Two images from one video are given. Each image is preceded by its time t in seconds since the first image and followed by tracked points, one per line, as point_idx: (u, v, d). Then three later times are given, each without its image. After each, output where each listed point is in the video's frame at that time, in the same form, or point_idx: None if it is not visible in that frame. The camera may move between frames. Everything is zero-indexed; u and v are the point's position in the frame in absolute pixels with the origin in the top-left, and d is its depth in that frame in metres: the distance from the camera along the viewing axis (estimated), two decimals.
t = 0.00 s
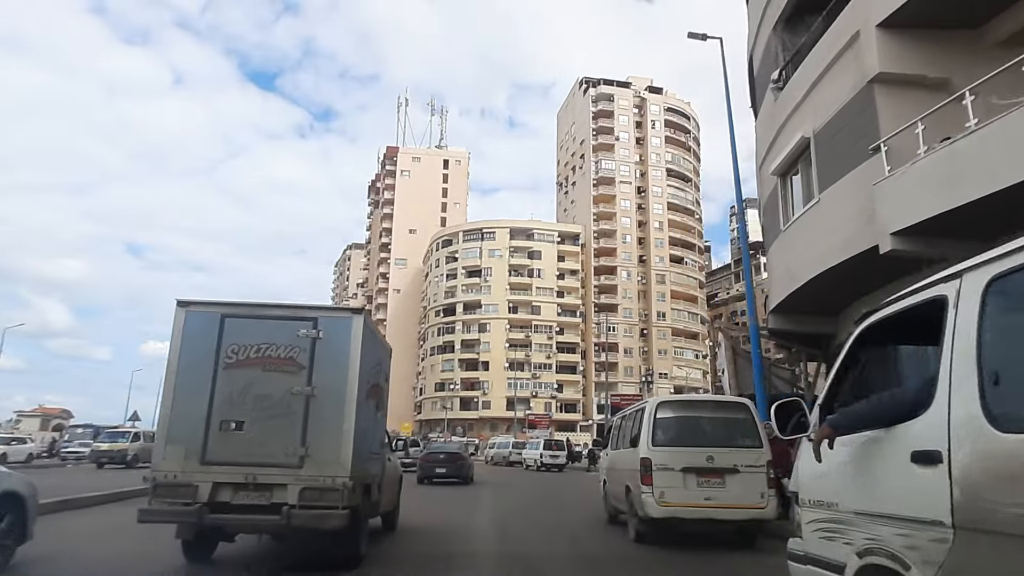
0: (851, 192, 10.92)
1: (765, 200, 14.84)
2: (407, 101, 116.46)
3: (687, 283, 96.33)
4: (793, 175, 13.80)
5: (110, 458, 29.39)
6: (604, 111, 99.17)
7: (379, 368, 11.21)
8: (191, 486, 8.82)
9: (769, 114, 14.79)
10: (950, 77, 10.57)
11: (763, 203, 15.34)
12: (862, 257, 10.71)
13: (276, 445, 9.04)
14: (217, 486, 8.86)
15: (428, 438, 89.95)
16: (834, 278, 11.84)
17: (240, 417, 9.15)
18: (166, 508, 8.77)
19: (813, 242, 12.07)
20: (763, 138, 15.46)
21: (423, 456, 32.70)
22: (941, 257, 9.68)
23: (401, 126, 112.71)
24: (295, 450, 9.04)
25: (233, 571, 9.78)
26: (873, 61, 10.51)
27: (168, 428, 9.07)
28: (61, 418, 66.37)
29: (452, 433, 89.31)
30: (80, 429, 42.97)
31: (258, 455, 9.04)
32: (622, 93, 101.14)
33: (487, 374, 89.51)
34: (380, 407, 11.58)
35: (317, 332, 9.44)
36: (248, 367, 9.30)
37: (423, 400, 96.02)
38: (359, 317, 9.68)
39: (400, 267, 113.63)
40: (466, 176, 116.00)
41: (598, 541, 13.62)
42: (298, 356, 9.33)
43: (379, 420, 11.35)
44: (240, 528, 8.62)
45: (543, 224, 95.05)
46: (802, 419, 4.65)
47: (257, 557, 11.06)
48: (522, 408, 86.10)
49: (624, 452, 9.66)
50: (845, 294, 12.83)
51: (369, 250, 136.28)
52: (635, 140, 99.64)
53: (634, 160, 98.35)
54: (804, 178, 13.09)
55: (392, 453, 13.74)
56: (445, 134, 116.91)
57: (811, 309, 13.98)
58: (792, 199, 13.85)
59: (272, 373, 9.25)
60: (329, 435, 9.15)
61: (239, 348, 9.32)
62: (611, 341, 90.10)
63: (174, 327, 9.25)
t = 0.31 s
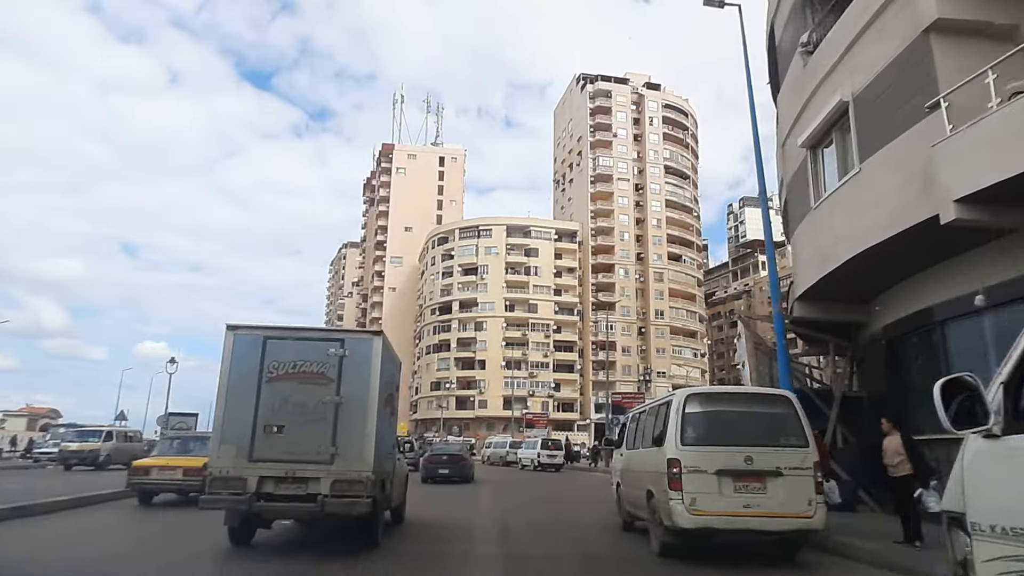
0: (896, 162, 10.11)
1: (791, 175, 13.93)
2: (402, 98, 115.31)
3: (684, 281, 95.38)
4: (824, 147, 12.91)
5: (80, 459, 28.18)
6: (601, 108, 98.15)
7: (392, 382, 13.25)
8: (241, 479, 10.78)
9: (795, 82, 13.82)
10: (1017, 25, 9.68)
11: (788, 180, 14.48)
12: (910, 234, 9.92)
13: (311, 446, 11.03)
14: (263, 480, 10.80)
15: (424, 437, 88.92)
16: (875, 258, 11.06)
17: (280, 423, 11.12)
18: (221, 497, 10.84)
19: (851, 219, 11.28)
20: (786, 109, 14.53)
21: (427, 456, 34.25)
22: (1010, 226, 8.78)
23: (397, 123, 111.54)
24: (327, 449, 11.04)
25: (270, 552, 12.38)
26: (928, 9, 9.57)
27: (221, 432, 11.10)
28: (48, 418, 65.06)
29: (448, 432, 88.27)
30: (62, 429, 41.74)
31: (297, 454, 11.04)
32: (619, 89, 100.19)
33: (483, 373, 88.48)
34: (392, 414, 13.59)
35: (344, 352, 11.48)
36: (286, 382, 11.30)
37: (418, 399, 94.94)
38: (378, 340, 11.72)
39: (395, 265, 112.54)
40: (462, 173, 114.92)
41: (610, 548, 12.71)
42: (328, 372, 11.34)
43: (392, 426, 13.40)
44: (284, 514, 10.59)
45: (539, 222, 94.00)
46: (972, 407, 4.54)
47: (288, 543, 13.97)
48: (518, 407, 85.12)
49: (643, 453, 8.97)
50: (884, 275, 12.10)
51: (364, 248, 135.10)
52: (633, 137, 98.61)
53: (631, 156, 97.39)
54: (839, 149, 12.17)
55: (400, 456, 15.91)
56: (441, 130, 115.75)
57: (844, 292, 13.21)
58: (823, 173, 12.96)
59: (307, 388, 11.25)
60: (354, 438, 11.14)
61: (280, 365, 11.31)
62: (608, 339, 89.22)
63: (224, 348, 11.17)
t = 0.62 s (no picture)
0: (959, 118, 9.09)
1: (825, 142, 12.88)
2: (397, 93, 114.27)
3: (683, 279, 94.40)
4: (863, 112, 11.90)
5: (43, 458, 27.02)
6: (598, 104, 97.04)
7: (398, 395, 14.71)
8: (272, 477, 12.21)
9: (828, 42, 12.80)
10: None
11: (819, 151, 13.47)
12: (976, 199, 8.91)
13: (331, 449, 12.43)
14: (289, 478, 12.19)
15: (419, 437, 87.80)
16: (930, 230, 10.06)
17: (303, 429, 12.54)
18: (253, 495, 12.30)
19: (903, 187, 10.27)
20: (816, 74, 13.53)
21: (428, 455, 33.76)
22: None
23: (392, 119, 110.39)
24: (345, 450, 12.47)
25: (291, 542, 14.44)
26: None
27: (251, 437, 12.53)
28: (35, 418, 63.61)
29: (443, 431, 87.08)
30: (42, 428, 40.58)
31: (319, 455, 12.46)
32: (617, 85, 99.13)
33: (479, 372, 87.42)
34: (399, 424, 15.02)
35: (358, 367, 12.98)
36: (308, 394, 12.76)
37: (414, 398, 93.81)
38: (389, 355, 13.23)
39: (390, 263, 111.29)
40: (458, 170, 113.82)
41: (621, 554, 11.76)
42: (345, 384, 12.83)
43: (400, 434, 14.83)
44: (308, 509, 12.03)
45: (536, 218, 92.89)
46: None
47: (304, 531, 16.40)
48: (515, 406, 84.13)
49: (670, 453, 8.06)
50: (934, 252, 11.10)
51: (359, 246, 133.83)
52: (631, 133, 97.55)
53: (629, 153, 96.44)
54: (883, 111, 11.15)
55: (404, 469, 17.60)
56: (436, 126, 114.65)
57: (885, 272, 12.20)
58: (864, 140, 11.94)
59: (325, 399, 12.68)
60: (369, 443, 12.61)
61: (302, 379, 12.76)
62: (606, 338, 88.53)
63: (254, 362, 12.66)
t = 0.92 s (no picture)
0: None
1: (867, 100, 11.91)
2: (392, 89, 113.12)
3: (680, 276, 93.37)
4: (914, 64, 10.89)
5: None
6: (595, 99, 95.92)
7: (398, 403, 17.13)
8: (289, 474, 14.52)
9: None
10: None
11: (859, 113, 12.53)
12: None
13: (339, 449, 14.78)
14: (305, 475, 14.49)
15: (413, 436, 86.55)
16: (999, 191, 9.07)
17: (316, 431, 14.88)
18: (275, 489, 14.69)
19: (966, 146, 9.34)
20: (857, 28, 12.54)
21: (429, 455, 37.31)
22: None
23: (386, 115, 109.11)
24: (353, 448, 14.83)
25: (304, 531, 16.94)
26: None
27: (272, 439, 14.96)
28: (20, 416, 62.13)
29: (437, 430, 86.03)
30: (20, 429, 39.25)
31: (331, 454, 14.83)
32: (613, 80, 98.03)
33: (474, 370, 86.23)
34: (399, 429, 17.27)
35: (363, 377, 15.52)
36: (321, 401, 15.19)
37: (408, 397, 92.55)
38: (389, 366, 15.65)
39: (384, 260, 110.05)
40: (453, 167, 112.64)
41: (632, 560, 10.85)
42: (352, 392, 15.25)
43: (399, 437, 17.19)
44: (320, 500, 14.37)
45: (532, 215, 91.73)
46: None
47: (318, 521, 19.19)
48: (510, 404, 82.95)
49: (708, 453, 7.09)
50: (994, 221, 10.16)
51: (353, 244, 132.53)
52: (628, 129, 96.52)
53: (626, 149, 95.45)
54: (942, 59, 10.10)
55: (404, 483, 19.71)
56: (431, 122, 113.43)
57: (935, 244, 11.30)
58: (918, 95, 10.90)
59: (336, 405, 15.08)
60: (373, 443, 14.93)
61: (315, 388, 15.17)
62: (602, 335, 87.56)
63: (274, 374, 15.06)
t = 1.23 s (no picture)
0: None
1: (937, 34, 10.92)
2: (386, 84, 111.79)
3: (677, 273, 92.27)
4: None
5: None
6: (592, 94, 94.61)
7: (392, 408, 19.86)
8: (301, 469, 17.26)
9: None
10: None
11: (921, 56, 11.66)
12: None
13: (344, 448, 17.54)
14: (316, 470, 17.29)
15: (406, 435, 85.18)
16: None
17: (323, 432, 17.61)
18: (289, 482, 17.53)
19: None
20: None
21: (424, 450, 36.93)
22: None
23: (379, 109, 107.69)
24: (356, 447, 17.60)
25: (308, 521, 19.34)
26: None
27: (286, 439, 17.77)
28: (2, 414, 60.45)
29: (431, 429, 84.74)
30: None
31: (337, 453, 17.59)
32: (610, 75, 96.84)
33: (468, 368, 84.89)
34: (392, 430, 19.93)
35: (366, 386, 18.38)
36: (329, 405, 17.96)
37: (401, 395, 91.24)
38: (387, 377, 18.40)
39: (377, 257, 108.64)
40: (447, 163, 111.29)
41: None
42: (356, 398, 18.01)
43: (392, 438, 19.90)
44: (328, 492, 17.13)
45: (527, 210, 90.42)
46: None
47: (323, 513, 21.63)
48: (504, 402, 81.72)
49: (774, 455, 5.94)
50: None
51: (346, 241, 130.97)
52: (624, 124, 95.37)
53: (622, 145, 94.34)
54: None
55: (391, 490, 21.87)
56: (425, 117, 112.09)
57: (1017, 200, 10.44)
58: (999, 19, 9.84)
59: (342, 409, 17.86)
60: (375, 443, 17.74)
61: (325, 393, 17.94)
62: (599, 333, 86.54)
63: (290, 382, 17.74)
